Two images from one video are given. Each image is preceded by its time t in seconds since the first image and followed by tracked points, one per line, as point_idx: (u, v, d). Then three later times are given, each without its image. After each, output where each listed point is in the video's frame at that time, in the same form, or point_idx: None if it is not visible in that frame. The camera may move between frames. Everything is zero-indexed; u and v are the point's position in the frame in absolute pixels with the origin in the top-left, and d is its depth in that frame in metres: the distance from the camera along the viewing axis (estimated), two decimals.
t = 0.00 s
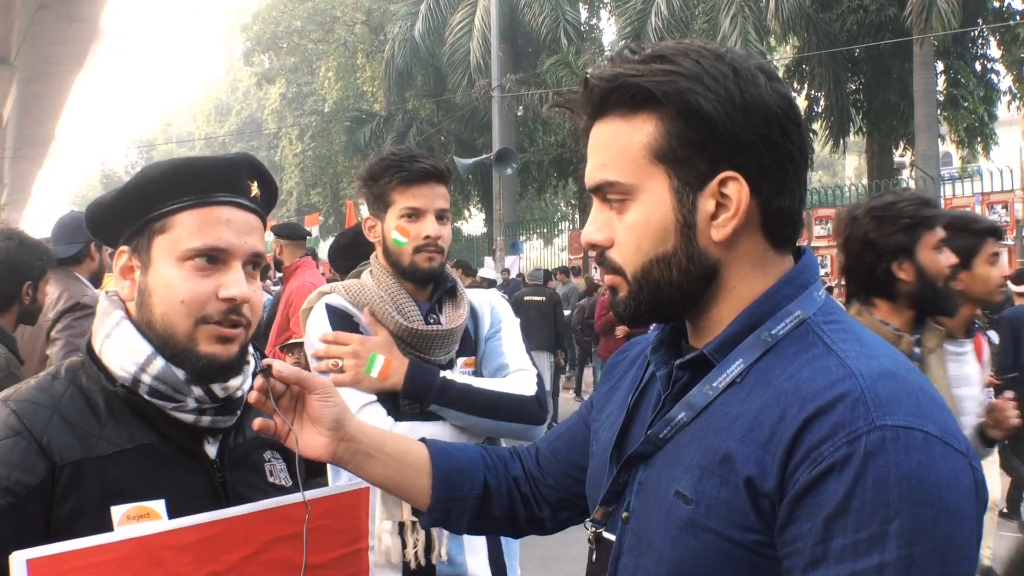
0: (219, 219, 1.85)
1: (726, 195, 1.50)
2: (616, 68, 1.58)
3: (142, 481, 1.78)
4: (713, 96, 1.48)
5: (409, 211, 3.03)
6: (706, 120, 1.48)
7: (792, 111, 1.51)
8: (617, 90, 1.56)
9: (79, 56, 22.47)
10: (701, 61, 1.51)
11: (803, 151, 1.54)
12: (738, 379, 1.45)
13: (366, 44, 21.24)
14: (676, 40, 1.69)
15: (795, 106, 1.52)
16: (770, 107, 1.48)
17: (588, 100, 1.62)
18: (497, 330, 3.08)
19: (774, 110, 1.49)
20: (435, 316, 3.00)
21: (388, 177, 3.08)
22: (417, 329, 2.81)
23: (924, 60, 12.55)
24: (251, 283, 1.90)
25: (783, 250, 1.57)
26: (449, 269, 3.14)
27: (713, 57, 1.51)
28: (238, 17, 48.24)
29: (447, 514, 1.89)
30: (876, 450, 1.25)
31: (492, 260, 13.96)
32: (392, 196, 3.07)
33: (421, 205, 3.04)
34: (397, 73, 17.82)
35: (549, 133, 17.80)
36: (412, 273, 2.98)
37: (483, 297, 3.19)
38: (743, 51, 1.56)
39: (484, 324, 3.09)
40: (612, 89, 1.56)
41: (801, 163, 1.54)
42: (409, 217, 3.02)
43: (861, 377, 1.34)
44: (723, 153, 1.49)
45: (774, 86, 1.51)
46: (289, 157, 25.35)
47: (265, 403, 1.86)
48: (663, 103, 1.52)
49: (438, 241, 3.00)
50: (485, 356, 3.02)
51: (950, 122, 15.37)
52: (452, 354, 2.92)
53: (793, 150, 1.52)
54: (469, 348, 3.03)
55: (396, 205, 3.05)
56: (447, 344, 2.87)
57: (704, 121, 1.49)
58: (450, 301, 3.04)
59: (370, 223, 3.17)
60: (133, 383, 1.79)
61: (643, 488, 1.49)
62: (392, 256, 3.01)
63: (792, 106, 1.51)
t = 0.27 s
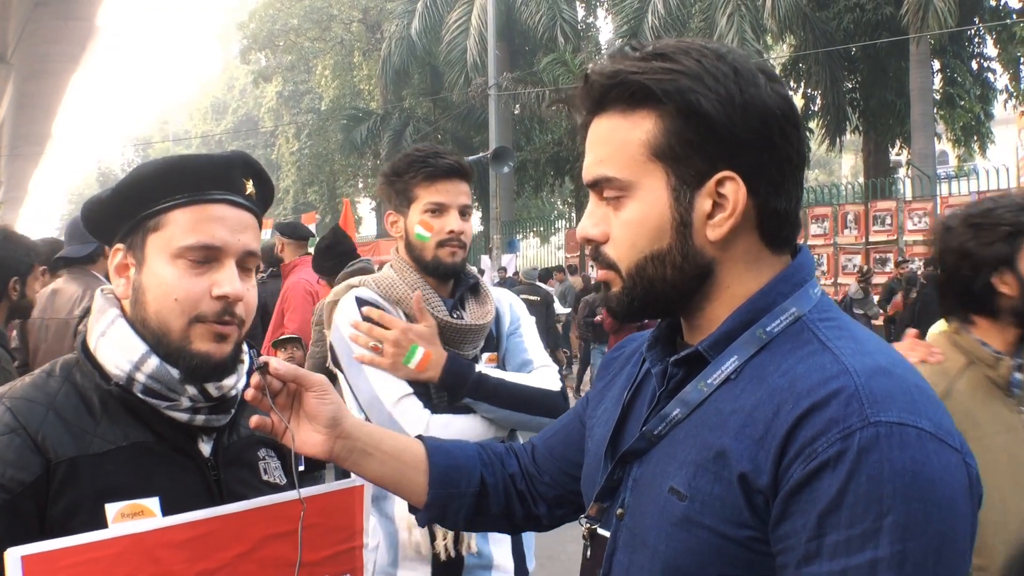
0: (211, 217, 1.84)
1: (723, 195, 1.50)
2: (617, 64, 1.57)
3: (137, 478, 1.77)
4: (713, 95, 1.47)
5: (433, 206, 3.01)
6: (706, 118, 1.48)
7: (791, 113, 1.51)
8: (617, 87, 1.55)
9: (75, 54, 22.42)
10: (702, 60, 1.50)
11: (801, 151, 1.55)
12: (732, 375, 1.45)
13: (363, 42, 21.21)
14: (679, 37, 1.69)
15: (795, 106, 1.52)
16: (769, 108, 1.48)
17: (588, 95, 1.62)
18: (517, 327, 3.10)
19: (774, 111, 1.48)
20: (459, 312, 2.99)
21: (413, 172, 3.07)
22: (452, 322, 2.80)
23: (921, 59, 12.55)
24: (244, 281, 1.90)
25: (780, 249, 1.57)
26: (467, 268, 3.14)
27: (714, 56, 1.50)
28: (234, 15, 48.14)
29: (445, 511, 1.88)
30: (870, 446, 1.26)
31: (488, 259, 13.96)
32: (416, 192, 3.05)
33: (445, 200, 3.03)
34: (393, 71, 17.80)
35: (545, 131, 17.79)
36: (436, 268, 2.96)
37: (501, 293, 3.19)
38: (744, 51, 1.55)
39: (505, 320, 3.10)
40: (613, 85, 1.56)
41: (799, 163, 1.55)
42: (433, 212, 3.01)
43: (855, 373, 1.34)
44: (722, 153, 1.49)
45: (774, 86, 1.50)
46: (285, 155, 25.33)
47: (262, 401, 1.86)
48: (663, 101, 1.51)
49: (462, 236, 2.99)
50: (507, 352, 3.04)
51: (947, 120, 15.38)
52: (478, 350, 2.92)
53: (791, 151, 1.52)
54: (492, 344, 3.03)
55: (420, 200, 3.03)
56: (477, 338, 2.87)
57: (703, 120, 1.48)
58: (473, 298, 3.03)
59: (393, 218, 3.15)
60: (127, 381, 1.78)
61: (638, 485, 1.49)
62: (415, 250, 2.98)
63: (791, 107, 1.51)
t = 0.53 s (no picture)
0: (199, 211, 1.84)
1: (723, 191, 1.50)
2: (617, 60, 1.58)
3: (130, 473, 1.77)
4: (714, 91, 1.47)
5: (447, 202, 3.01)
6: (706, 113, 1.48)
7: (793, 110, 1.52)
8: (618, 82, 1.56)
9: (70, 51, 22.40)
10: (704, 55, 1.51)
11: (799, 148, 1.54)
12: (724, 370, 1.45)
13: (358, 39, 21.18)
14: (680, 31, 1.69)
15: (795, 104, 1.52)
16: (769, 104, 1.49)
17: (586, 90, 1.62)
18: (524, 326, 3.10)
19: (774, 108, 1.49)
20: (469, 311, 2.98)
21: (428, 168, 3.07)
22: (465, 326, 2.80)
23: (916, 55, 12.56)
24: (232, 275, 1.89)
25: (775, 246, 1.58)
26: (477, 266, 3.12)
27: (716, 52, 1.51)
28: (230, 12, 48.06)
29: (440, 506, 1.89)
30: (860, 440, 1.26)
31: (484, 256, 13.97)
32: (431, 186, 3.04)
33: (459, 196, 3.02)
34: (389, 68, 17.79)
35: (541, 128, 17.79)
36: (450, 264, 2.95)
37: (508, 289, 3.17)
38: (746, 47, 1.56)
39: (513, 319, 3.09)
40: (613, 80, 1.56)
41: (798, 160, 1.55)
42: (447, 208, 3.00)
43: (847, 367, 1.34)
44: (720, 149, 1.49)
45: (775, 83, 1.51)
46: (281, 152, 25.30)
47: (256, 397, 1.86)
48: (665, 97, 1.51)
49: (475, 233, 2.97)
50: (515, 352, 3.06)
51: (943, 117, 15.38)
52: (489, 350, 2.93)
53: (790, 149, 1.52)
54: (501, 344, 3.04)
55: (434, 196, 3.02)
56: (488, 340, 2.88)
57: (702, 114, 1.48)
58: (483, 297, 3.02)
59: (406, 213, 3.11)
60: (120, 376, 1.78)
61: (630, 480, 1.50)
62: (426, 246, 2.97)
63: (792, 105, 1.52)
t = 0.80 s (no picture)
0: (193, 206, 1.84)
1: (722, 183, 1.50)
2: (615, 51, 1.58)
3: (128, 465, 1.77)
4: (713, 83, 1.47)
5: (443, 196, 2.96)
6: (704, 105, 1.47)
7: (791, 103, 1.52)
8: (615, 73, 1.55)
9: (69, 49, 22.40)
10: (703, 47, 1.50)
11: (798, 142, 1.54)
12: (721, 364, 1.45)
13: (357, 38, 21.17)
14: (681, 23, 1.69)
15: (794, 97, 1.52)
16: (768, 97, 1.48)
17: (584, 81, 1.62)
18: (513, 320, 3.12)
19: (775, 100, 1.49)
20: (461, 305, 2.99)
21: (422, 163, 3.03)
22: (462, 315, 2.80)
23: (915, 53, 12.55)
24: (226, 269, 1.89)
25: (775, 239, 1.57)
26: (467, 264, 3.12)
27: (715, 43, 1.50)
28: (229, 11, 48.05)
29: (438, 501, 1.88)
30: (858, 434, 1.25)
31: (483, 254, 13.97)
32: (425, 181, 2.99)
33: (455, 190, 2.98)
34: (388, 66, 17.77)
35: (541, 126, 17.79)
36: (445, 257, 2.94)
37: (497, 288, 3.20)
38: (745, 40, 1.55)
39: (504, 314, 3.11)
40: (611, 71, 1.56)
41: (797, 154, 1.54)
42: (442, 202, 2.96)
43: (844, 360, 1.34)
44: (716, 141, 1.49)
45: (774, 75, 1.51)
46: (280, 151, 25.30)
47: (253, 392, 1.85)
48: (663, 89, 1.50)
49: (470, 226, 2.97)
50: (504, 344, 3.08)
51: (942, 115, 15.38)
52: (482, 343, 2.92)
53: (789, 141, 1.52)
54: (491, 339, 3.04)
55: (428, 189, 2.98)
56: (482, 332, 2.88)
57: (699, 106, 1.48)
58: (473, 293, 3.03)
59: (397, 206, 3.07)
60: (116, 368, 1.78)
61: (627, 475, 1.49)
62: (420, 239, 2.95)
63: (791, 98, 1.51)
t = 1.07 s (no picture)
0: (196, 209, 1.85)
1: (718, 182, 1.50)
2: (615, 49, 1.58)
3: (128, 468, 1.78)
4: (711, 80, 1.47)
5: (427, 197, 2.96)
6: (704, 105, 1.48)
7: (789, 102, 1.51)
8: (616, 70, 1.56)
9: (71, 52, 22.43)
10: (702, 46, 1.50)
11: (797, 142, 1.54)
12: (718, 366, 1.45)
13: (359, 39, 21.17)
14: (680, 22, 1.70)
15: (792, 96, 1.52)
16: (767, 96, 1.48)
17: (585, 78, 1.62)
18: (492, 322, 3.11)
19: (774, 100, 1.49)
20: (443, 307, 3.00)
21: (405, 164, 2.99)
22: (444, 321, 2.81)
23: (917, 52, 12.53)
24: (229, 272, 1.89)
25: (772, 240, 1.57)
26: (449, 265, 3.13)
27: (714, 43, 1.50)
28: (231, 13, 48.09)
29: (436, 504, 1.89)
30: (854, 435, 1.26)
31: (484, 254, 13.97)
32: (410, 182, 2.98)
33: (439, 192, 2.98)
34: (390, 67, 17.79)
35: (542, 126, 17.80)
36: (430, 258, 2.94)
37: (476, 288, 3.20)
38: (743, 38, 1.55)
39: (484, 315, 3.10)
40: (611, 68, 1.56)
41: (795, 153, 1.54)
42: (426, 203, 2.96)
43: (840, 362, 1.34)
44: (715, 139, 1.49)
45: (773, 75, 1.50)
46: (283, 152, 25.33)
47: (252, 394, 1.86)
48: (661, 87, 1.51)
49: (453, 227, 2.97)
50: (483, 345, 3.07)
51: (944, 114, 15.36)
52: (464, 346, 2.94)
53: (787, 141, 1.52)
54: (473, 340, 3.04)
55: (412, 191, 2.97)
56: (464, 336, 2.90)
57: (699, 105, 1.48)
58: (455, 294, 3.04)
59: (378, 207, 3.07)
60: (117, 371, 1.79)
61: (625, 477, 1.50)
62: (404, 240, 2.96)
63: (788, 96, 1.51)
